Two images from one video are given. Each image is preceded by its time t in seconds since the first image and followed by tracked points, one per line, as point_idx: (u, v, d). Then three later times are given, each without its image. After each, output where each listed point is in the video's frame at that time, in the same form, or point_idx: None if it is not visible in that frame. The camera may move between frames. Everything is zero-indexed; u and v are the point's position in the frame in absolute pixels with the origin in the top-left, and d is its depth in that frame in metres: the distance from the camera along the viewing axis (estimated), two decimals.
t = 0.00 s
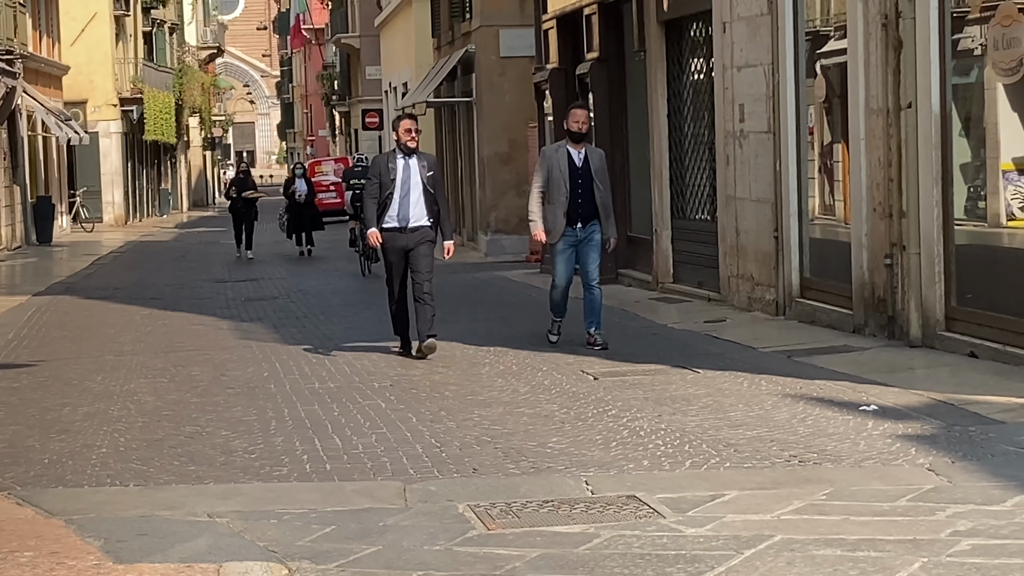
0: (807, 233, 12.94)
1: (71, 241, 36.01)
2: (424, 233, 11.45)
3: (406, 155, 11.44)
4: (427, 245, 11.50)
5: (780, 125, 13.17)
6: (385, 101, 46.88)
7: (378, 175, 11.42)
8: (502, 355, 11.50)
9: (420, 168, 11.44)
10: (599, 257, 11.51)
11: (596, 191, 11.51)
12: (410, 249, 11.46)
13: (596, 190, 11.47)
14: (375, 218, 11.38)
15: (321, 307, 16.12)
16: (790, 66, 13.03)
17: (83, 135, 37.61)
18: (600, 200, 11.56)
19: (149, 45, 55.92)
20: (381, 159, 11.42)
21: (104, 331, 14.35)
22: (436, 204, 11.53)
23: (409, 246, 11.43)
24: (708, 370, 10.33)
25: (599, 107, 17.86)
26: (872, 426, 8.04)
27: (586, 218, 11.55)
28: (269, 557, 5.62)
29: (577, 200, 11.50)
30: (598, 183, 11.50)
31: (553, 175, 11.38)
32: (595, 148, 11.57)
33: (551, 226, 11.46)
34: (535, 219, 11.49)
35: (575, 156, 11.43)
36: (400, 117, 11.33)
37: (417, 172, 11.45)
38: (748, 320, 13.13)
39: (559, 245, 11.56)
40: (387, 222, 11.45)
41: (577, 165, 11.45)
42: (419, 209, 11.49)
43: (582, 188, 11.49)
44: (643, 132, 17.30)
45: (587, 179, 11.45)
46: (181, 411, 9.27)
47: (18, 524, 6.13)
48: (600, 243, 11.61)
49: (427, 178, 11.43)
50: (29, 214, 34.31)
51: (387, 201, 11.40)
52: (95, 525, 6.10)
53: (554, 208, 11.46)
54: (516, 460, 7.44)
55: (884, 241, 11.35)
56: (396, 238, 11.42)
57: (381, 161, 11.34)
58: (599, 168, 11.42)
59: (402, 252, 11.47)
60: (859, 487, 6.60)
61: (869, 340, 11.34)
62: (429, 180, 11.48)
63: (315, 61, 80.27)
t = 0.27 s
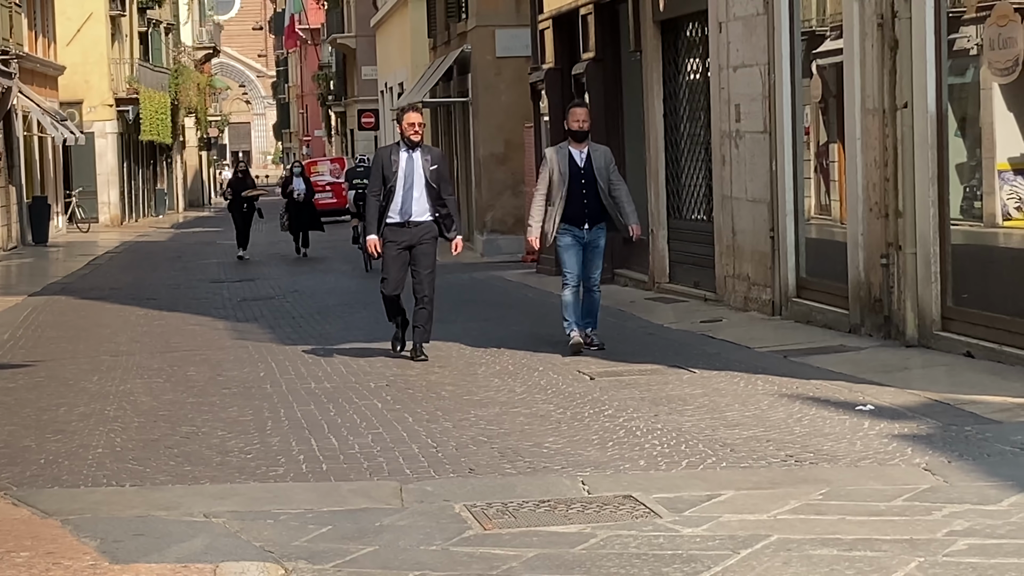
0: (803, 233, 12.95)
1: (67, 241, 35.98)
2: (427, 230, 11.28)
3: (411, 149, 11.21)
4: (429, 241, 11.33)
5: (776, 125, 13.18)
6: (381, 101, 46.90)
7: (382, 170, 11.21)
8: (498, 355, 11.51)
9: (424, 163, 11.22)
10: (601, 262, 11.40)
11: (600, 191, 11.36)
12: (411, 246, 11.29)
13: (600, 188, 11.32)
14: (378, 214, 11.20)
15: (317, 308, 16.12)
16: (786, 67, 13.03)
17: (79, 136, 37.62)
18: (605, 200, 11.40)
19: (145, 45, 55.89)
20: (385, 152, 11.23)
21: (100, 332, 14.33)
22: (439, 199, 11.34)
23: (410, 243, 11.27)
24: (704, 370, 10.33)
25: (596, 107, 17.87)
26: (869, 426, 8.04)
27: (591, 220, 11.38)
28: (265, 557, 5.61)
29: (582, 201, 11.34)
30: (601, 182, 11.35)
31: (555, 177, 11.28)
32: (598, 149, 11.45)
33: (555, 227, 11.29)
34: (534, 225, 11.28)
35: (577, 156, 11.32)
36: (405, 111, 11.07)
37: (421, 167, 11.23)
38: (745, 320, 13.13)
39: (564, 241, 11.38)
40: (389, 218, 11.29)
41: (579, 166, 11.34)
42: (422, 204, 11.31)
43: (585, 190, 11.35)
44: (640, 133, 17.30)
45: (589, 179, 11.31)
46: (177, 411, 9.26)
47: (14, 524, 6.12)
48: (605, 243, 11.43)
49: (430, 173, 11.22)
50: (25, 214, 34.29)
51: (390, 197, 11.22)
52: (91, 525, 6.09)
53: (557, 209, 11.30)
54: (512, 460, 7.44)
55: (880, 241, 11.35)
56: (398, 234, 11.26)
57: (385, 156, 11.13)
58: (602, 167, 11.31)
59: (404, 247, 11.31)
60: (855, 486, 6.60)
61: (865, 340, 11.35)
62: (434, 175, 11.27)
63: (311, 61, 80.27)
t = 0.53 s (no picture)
0: (801, 234, 12.95)
1: (65, 243, 35.97)
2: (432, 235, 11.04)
3: (410, 156, 11.07)
4: (436, 246, 11.08)
5: (774, 126, 13.17)
6: (379, 102, 46.92)
7: (382, 178, 11.07)
8: (496, 356, 11.51)
9: (424, 169, 11.04)
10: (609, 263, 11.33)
11: (601, 194, 11.23)
12: (418, 252, 11.05)
13: (600, 191, 11.20)
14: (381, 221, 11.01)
15: (317, 309, 16.11)
16: (784, 68, 13.03)
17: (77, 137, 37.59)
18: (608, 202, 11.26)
19: (143, 46, 55.87)
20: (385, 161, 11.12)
21: (98, 333, 14.32)
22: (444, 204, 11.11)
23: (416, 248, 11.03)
24: (702, 372, 10.33)
25: (594, 108, 17.87)
26: (867, 428, 8.03)
27: (592, 222, 11.29)
28: (264, 559, 5.61)
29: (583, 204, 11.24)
30: (602, 184, 11.20)
31: (555, 181, 11.18)
32: (601, 149, 11.25)
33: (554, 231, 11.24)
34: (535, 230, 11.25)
35: (577, 159, 11.17)
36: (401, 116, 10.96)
37: (423, 172, 11.05)
38: (743, 322, 13.12)
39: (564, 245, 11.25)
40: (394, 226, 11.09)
41: (580, 169, 11.18)
42: (427, 210, 11.09)
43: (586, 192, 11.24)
44: (638, 134, 17.30)
45: (590, 182, 11.18)
46: (175, 413, 9.25)
47: (12, 525, 6.12)
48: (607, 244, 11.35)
49: (431, 178, 11.02)
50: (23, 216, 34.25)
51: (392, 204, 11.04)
52: (89, 527, 6.09)
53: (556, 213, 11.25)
54: (510, 462, 7.43)
55: (878, 242, 11.35)
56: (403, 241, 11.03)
57: (383, 163, 11.01)
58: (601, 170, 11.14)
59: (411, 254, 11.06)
60: (853, 488, 6.60)
61: (863, 342, 11.35)
62: (436, 180, 11.07)
63: (309, 61, 80.28)
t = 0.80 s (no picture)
0: (801, 237, 12.95)
1: (65, 245, 35.96)
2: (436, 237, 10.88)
3: (412, 155, 10.84)
4: (441, 247, 10.92)
5: (774, 129, 13.17)
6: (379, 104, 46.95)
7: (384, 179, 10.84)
8: (495, 359, 11.52)
9: (426, 168, 10.84)
10: (611, 263, 10.94)
11: (607, 198, 10.98)
12: (422, 254, 10.89)
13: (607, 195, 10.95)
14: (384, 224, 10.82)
15: (317, 312, 16.11)
16: (784, 71, 13.03)
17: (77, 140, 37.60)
18: (613, 207, 11.01)
19: (143, 49, 55.92)
20: (386, 162, 10.89)
21: (98, 336, 14.31)
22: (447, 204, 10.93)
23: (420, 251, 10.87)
24: (702, 374, 10.33)
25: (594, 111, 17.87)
26: (867, 431, 8.03)
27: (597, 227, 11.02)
28: (263, 562, 5.61)
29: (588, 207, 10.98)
30: (608, 188, 10.96)
31: (561, 183, 10.90)
32: (606, 154, 11.04)
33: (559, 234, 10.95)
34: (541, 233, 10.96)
35: (584, 163, 10.92)
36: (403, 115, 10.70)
37: (425, 172, 10.85)
38: (743, 325, 13.13)
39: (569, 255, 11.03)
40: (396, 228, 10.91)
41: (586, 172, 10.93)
42: (430, 211, 10.91)
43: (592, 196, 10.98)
44: (637, 137, 17.31)
45: (596, 185, 10.93)
46: (175, 416, 9.25)
47: (12, 528, 6.12)
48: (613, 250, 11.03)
49: (434, 178, 10.82)
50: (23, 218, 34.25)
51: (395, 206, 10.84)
52: (89, 530, 6.09)
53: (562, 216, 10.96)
54: (510, 465, 7.44)
55: (878, 245, 11.35)
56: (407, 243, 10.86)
57: (385, 164, 10.78)
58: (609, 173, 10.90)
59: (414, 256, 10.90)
60: (853, 491, 6.60)
61: (863, 344, 11.35)
62: (438, 179, 10.87)
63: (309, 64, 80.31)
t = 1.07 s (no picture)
0: (802, 239, 12.96)
1: (64, 248, 35.96)
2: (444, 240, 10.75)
3: (424, 155, 10.72)
4: (446, 252, 10.78)
5: (774, 131, 13.17)
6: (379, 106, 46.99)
7: (394, 178, 10.67)
8: (496, 361, 11.52)
9: (438, 170, 10.73)
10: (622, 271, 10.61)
11: (619, 201, 10.62)
12: (427, 257, 10.74)
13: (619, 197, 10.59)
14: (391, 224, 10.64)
15: (317, 315, 16.10)
16: (783, 73, 13.03)
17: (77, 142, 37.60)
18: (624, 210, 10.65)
19: (143, 51, 55.93)
20: (396, 160, 10.72)
21: (97, 338, 14.30)
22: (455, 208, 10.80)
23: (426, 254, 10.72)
24: (702, 376, 10.33)
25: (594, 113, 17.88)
26: (867, 433, 8.03)
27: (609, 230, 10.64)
28: (263, 564, 5.60)
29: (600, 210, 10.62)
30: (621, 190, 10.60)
31: (573, 184, 10.55)
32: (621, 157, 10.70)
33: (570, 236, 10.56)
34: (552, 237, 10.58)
35: (597, 164, 10.57)
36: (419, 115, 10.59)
37: (436, 175, 10.74)
38: (743, 327, 13.12)
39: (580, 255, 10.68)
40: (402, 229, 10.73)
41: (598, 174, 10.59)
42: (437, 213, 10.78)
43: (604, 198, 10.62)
44: (637, 139, 17.31)
45: (609, 186, 10.57)
46: (174, 418, 9.24)
47: (12, 531, 6.11)
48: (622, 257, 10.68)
49: (445, 180, 10.72)
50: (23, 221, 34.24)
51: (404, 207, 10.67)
52: (88, 533, 6.08)
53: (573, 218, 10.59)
54: (510, 467, 7.43)
55: (878, 247, 11.35)
56: (414, 245, 10.70)
57: (397, 163, 10.63)
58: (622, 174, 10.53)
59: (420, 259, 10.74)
60: (853, 493, 6.59)
61: (863, 347, 11.35)
62: (449, 182, 10.77)
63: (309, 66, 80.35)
